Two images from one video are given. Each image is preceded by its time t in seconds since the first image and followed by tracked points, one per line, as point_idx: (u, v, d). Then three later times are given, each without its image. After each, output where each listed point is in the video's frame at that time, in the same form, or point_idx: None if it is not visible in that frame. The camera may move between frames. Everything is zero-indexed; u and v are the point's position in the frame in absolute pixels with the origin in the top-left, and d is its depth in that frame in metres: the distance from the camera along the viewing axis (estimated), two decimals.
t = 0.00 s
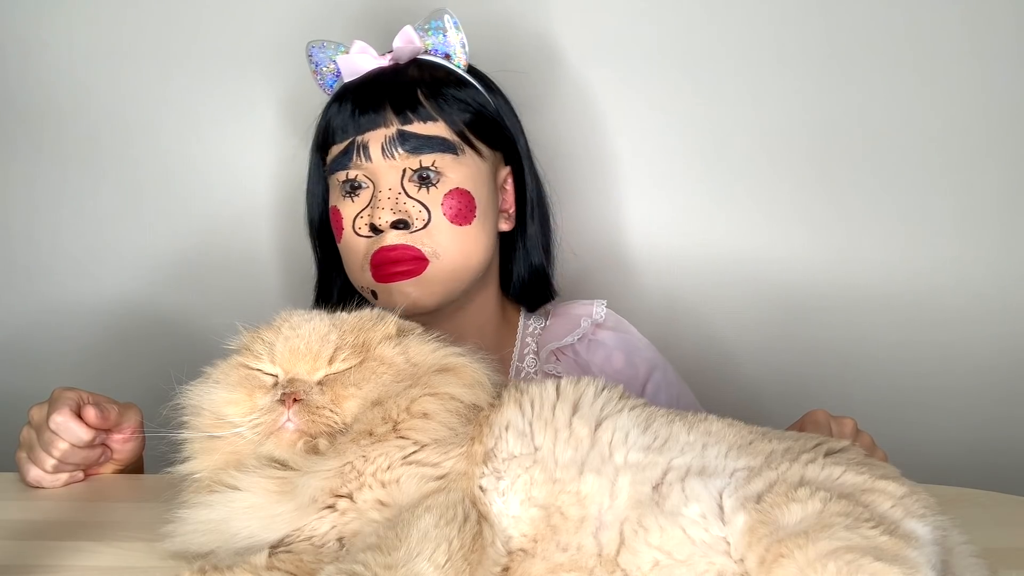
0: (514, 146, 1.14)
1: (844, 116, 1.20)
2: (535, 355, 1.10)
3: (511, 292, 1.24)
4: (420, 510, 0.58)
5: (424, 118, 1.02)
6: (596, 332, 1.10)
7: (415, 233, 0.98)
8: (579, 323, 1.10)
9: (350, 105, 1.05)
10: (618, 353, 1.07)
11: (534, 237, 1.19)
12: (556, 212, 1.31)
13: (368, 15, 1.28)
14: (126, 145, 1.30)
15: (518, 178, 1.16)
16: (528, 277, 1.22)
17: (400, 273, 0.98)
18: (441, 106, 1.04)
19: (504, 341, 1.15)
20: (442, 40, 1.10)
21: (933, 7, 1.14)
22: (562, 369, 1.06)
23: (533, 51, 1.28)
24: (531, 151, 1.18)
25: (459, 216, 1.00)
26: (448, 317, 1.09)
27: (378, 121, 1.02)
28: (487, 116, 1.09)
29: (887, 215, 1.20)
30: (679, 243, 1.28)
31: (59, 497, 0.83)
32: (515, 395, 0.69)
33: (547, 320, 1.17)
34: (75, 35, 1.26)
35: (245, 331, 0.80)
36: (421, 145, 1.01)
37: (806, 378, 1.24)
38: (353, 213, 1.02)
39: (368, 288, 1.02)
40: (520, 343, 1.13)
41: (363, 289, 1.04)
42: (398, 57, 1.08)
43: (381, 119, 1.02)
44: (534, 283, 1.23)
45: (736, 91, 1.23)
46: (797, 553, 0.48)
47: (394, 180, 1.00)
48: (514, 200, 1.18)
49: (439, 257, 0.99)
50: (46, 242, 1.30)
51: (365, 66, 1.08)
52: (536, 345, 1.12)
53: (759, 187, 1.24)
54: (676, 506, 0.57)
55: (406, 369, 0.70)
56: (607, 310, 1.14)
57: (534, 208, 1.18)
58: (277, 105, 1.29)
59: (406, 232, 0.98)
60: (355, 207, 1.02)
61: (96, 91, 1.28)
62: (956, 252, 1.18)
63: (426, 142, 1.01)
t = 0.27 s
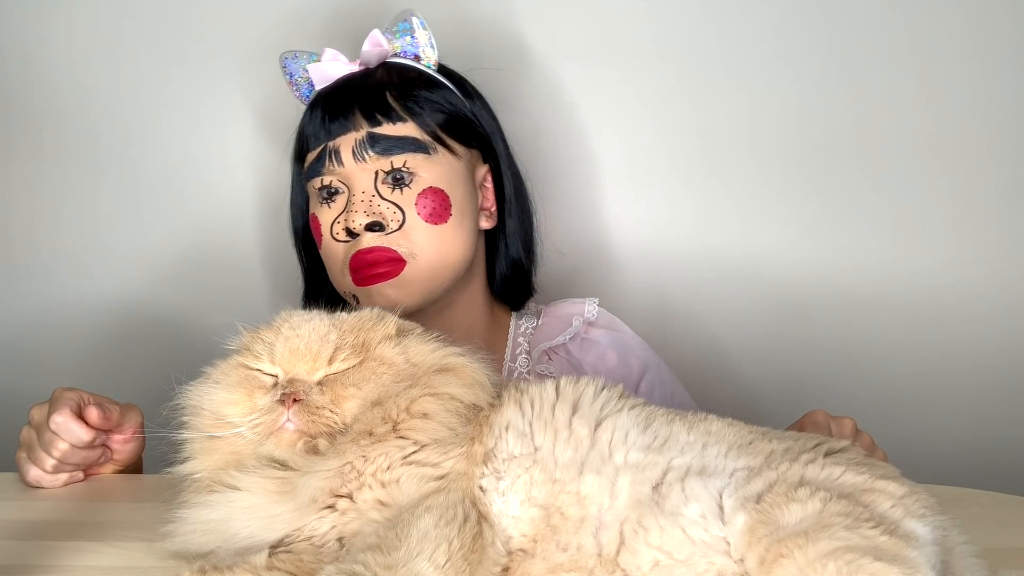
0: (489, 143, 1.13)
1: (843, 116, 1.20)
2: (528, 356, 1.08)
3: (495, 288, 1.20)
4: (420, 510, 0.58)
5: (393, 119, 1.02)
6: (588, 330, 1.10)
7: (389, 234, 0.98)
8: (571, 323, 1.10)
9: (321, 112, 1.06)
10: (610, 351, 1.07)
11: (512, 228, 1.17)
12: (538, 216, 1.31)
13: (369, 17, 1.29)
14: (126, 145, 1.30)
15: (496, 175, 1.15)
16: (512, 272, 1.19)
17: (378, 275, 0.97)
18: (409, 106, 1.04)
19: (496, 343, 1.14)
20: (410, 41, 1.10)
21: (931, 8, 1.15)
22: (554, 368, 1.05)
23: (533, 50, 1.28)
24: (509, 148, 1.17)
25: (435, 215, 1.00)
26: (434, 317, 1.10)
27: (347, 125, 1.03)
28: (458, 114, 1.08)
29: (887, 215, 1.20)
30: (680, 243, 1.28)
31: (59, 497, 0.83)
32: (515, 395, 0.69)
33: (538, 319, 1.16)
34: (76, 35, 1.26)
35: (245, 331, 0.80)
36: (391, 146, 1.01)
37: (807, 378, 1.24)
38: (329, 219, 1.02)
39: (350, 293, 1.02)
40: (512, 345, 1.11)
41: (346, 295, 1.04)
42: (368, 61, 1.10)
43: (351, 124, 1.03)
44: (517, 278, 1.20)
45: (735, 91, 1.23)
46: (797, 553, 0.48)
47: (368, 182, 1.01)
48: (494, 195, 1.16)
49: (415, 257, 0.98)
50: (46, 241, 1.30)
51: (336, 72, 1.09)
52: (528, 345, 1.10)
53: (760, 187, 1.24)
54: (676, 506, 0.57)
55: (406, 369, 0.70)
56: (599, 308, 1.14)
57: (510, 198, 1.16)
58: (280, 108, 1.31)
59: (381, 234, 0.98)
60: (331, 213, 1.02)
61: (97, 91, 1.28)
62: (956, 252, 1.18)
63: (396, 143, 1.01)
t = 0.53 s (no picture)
0: (462, 142, 1.12)
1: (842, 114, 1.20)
2: (519, 356, 1.08)
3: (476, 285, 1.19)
4: (420, 510, 0.58)
5: (362, 122, 1.02)
6: (578, 329, 1.08)
7: (363, 237, 0.98)
8: (561, 322, 1.09)
9: (291, 120, 1.06)
10: (601, 349, 1.05)
11: (488, 225, 1.16)
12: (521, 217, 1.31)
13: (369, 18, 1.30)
14: (126, 145, 1.30)
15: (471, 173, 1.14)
16: (491, 269, 1.19)
17: (354, 278, 0.97)
18: (377, 107, 1.04)
19: (487, 339, 1.15)
20: (379, 45, 1.10)
21: (930, 9, 1.15)
22: (544, 368, 1.04)
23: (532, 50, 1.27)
24: (484, 146, 1.17)
25: (408, 215, 0.99)
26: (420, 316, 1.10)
27: (317, 131, 1.03)
28: (429, 113, 1.08)
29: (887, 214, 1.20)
30: (679, 242, 1.27)
31: (58, 497, 0.83)
32: (515, 395, 0.69)
33: (529, 318, 1.15)
34: (77, 36, 1.27)
35: (245, 331, 0.80)
36: (360, 149, 1.01)
37: (807, 378, 1.23)
38: (304, 225, 1.02)
39: (331, 298, 1.02)
40: (503, 345, 1.11)
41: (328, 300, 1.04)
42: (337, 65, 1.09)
43: (321, 129, 1.03)
44: (497, 274, 1.19)
45: (735, 90, 1.23)
46: (797, 553, 0.48)
47: (340, 186, 1.00)
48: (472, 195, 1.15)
49: (390, 258, 0.98)
50: (46, 241, 1.30)
51: (306, 80, 1.09)
52: (519, 346, 1.10)
53: (760, 186, 1.24)
54: (676, 506, 0.57)
55: (405, 369, 0.70)
56: (588, 306, 1.13)
57: (486, 195, 1.15)
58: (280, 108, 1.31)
59: (355, 237, 0.98)
60: (306, 219, 1.02)
61: (97, 92, 1.29)
62: (955, 252, 1.18)
63: (365, 145, 1.01)
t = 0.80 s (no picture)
0: (441, 141, 1.12)
1: (842, 114, 1.20)
2: (510, 356, 1.08)
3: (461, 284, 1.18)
4: (420, 510, 0.58)
5: (338, 125, 1.02)
6: (569, 328, 1.08)
7: (342, 240, 0.97)
8: (552, 322, 1.09)
9: (268, 126, 1.07)
10: (593, 348, 1.05)
11: (470, 223, 1.15)
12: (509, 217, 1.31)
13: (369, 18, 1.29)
14: (125, 145, 1.30)
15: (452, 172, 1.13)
16: (475, 268, 1.18)
17: (335, 282, 0.97)
18: (353, 110, 1.04)
19: (478, 339, 1.15)
20: (352, 48, 1.11)
21: (929, 9, 1.16)
22: (536, 369, 1.04)
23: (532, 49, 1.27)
24: (464, 144, 1.16)
25: (387, 216, 0.99)
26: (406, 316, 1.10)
27: (293, 137, 1.03)
28: (407, 114, 1.08)
29: (887, 214, 1.20)
30: (679, 241, 1.27)
31: (58, 497, 0.83)
32: (514, 395, 0.69)
33: (520, 317, 1.15)
34: (76, 37, 1.27)
35: (245, 331, 0.80)
36: (336, 152, 1.00)
37: (808, 378, 1.23)
38: (284, 231, 1.01)
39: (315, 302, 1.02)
40: (494, 345, 1.11)
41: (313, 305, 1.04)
42: (312, 70, 1.10)
43: (297, 134, 1.03)
44: (481, 272, 1.18)
45: (735, 90, 1.23)
46: (797, 553, 0.48)
47: (318, 190, 1.00)
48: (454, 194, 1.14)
49: (370, 261, 0.97)
50: (46, 242, 1.30)
51: (283, 86, 1.09)
52: (511, 346, 1.10)
53: (761, 185, 1.24)
54: (676, 505, 0.57)
55: (405, 369, 0.70)
56: (579, 304, 1.13)
57: (467, 194, 1.14)
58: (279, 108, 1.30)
59: (334, 241, 0.97)
60: (286, 225, 1.01)
61: (96, 92, 1.29)
62: (955, 252, 1.18)
63: (339, 148, 1.01)
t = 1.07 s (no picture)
0: (422, 142, 1.11)
1: (843, 114, 1.20)
2: (503, 357, 1.06)
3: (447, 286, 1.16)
4: (420, 510, 0.58)
5: (317, 129, 1.02)
6: (562, 328, 1.08)
7: (323, 244, 0.96)
8: (545, 322, 1.09)
9: (248, 132, 1.07)
10: (585, 347, 1.05)
11: (453, 224, 1.14)
12: (498, 219, 1.32)
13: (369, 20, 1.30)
14: (123, 146, 1.30)
15: (435, 174, 1.13)
16: (460, 270, 1.16)
17: (318, 286, 0.96)
18: (332, 113, 1.04)
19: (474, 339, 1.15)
20: (332, 52, 1.11)
21: (930, 9, 1.16)
22: (529, 369, 1.02)
23: (533, 50, 1.27)
24: (448, 146, 1.15)
25: (369, 219, 0.98)
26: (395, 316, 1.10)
27: (272, 142, 1.03)
28: (387, 117, 1.07)
29: (887, 214, 1.20)
30: (679, 241, 1.27)
31: (57, 498, 0.83)
32: (514, 395, 0.69)
33: (512, 317, 1.14)
34: (76, 37, 1.27)
35: (244, 331, 0.80)
36: (316, 156, 1.00)
37: (808, 378, 1.23)
38: (267, 238, 1.01)
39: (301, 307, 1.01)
40: (486, 345, 1.09)
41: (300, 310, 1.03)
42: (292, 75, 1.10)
43: (276, 138, 1.03)
44: (467, 273, 1.16)
45: (735, 90, 1.23)
46: (797, 553, 0.48)
47: (299, 195, 0.99)
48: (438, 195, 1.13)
49: (353, 264, 0.96)
50: (46, 243, 1.30)
51: (263, 92, 1.09)
52: (502, 346, 1.08)
53: (762, 185, 1.24)
54: (676, 505, 0.57)
55: (404, 369, 0.70)
56: (570, 304, 1.13)
57: (451, 195, 1.13)
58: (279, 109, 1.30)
59: (315, 245, 0.96)
60: (268, 231, 1.01)
61: (95, 93, 1.29)
62: (955, 252, 1.18)
63: (319, 152, 1.01)
